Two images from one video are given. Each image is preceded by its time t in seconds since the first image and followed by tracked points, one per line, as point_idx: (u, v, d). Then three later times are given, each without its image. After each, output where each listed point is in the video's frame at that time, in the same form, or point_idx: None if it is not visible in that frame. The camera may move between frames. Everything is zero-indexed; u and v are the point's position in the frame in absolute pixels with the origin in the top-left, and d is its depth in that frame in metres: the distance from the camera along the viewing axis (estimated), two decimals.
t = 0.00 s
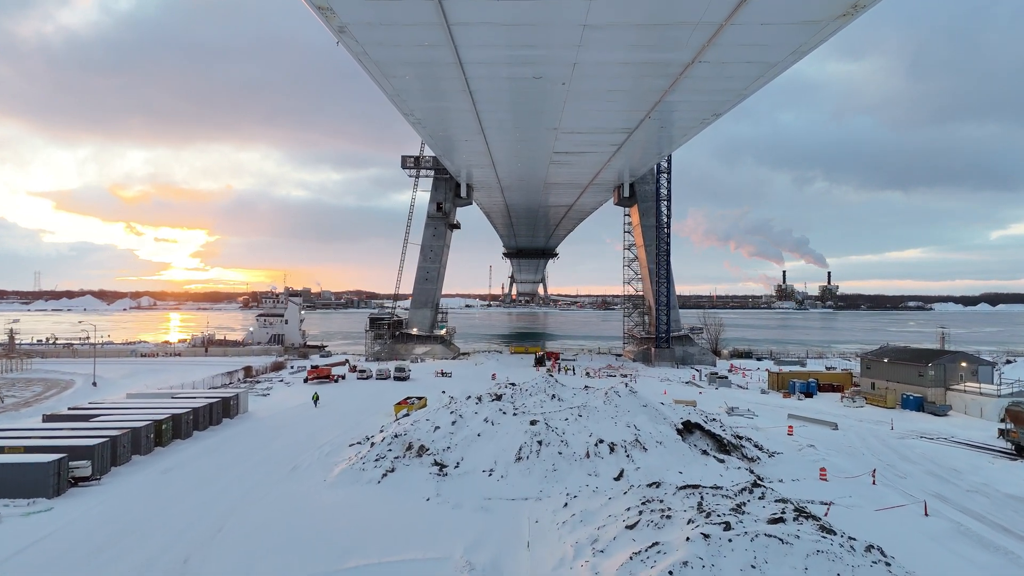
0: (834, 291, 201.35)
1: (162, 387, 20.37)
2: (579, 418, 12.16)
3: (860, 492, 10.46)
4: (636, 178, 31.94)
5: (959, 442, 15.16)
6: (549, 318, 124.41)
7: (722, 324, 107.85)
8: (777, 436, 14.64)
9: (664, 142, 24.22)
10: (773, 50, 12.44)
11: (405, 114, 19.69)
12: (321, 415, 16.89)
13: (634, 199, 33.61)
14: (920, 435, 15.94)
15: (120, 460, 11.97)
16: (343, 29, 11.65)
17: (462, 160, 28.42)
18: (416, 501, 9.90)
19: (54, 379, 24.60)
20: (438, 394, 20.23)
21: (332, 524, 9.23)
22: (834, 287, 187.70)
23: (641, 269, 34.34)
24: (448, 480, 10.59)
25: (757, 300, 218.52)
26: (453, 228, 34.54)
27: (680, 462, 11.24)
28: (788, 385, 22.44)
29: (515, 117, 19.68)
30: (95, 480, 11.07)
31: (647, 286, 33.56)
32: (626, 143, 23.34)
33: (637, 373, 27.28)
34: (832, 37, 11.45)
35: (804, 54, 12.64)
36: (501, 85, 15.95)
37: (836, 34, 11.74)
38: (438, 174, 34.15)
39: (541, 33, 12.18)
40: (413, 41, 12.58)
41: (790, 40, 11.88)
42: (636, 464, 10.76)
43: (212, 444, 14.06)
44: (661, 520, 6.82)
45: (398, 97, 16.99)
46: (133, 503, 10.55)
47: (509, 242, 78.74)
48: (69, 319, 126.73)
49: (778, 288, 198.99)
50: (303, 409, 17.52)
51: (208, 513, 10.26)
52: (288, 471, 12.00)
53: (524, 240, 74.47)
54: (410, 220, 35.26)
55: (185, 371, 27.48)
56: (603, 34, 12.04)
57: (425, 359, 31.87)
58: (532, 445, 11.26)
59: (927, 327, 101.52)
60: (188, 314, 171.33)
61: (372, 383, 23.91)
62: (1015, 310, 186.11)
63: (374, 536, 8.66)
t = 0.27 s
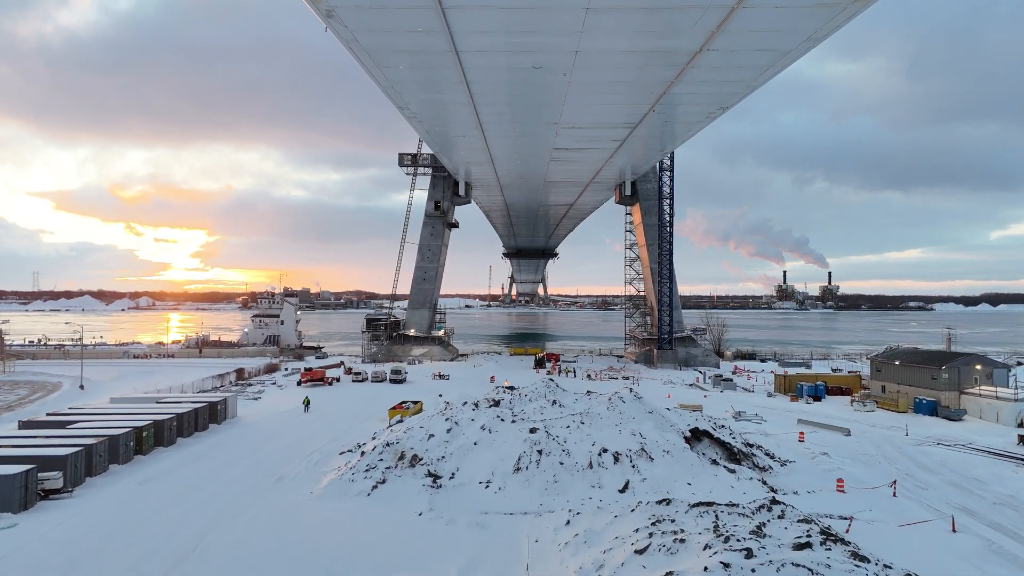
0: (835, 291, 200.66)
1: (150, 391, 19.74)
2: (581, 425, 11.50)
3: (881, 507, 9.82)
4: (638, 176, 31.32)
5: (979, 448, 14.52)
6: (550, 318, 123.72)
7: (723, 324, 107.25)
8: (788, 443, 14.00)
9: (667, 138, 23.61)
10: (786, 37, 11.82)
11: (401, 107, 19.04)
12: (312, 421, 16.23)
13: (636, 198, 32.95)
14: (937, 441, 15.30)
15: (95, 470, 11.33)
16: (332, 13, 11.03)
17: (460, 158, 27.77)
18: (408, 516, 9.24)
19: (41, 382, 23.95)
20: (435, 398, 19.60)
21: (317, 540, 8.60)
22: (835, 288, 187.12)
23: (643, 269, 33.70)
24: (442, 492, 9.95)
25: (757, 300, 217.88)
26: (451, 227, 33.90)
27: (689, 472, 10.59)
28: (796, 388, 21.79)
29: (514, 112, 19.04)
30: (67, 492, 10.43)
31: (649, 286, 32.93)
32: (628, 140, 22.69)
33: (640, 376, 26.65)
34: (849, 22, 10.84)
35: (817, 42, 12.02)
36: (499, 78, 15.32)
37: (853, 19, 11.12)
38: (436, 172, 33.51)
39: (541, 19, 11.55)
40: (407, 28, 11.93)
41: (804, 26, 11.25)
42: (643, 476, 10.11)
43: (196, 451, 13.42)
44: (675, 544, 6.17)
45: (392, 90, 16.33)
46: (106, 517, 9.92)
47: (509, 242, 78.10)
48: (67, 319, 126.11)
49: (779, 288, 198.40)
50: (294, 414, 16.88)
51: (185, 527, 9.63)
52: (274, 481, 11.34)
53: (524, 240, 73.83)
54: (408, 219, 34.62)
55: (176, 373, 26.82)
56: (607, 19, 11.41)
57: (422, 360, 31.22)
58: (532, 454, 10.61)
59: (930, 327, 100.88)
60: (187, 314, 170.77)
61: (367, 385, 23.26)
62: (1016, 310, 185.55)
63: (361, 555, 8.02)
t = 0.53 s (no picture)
0: (836, 291, 199.99)
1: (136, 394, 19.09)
2: (584, 433, 10.85)
3: (906, 523, 9.18)
4: (639, 174, 30.70)
5: (999, 456, 13.88)
6: (550, 319, 122.96)
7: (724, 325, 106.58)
8: (800, 450, 13.36)
9: (670, 134, 22.99)
10: (800, 22, 11.20)
11: (396, 101, 18.38)
12: (302, 427, 15.54)
13: (638, 196, 32.26)
14: (954, 447, 14.65)
15: (68, 481, 10.69)
16: None
17: (458, 155, 27.13)
18: (399, 533, 8.59)
19: (27, 385, 23.29)
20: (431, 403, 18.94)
21: (298, 558, 7.95)
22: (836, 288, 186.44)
23: (645, 268, 33.06)
24: (436, 507, 9.29)
25: (758, 301, 217.18)
26: (449, 226, 33.25)
27: (699, 484, 9.94)
28: (804, 392, 21.11)
29: (514, 106, 18.39)
30: (36, 506, 9.79)
31: (651, 286, 32.29)
32: (630, 136, 22.04)
33: (642, 378, 26.00)
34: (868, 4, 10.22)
35: (832, 27, 11.40)
36: (498, 69, 14.66)
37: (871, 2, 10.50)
38: (434, 170, 32.87)
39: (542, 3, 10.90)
40: (399, 12, 11.25)
41: (820, 10, 10.63)
42: (650, 489, 9.49)
43: (178, 460, 12.78)
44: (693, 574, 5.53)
45: (387, 82, 15.64)
46: (75, 531, 9.28)
47: (509, 242, 77.44)
48: (65, 319, 125.47)
49: (780, 289, 197.73)
50: (284, 419, 16.23)
51: (159, 541, 8.99)
52: (257, 493, 10.66)
53: (524, 239, 73.18)
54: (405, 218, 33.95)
55: (167, 376, 26.16)
56: (611, 3, 10.78)
57: (420, 362, 30.54)
58: (531, 465, 9.96)
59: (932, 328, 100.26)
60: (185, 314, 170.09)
61: (362, 389, 22.58)
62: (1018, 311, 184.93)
63: None
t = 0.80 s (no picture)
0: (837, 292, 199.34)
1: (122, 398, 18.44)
2: (587, 442, 10.20)
3: (934, 541, 8.54)
4: (641, 171, 30.04)
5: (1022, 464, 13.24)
6: (550, 319, 122.24)
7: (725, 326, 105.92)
8: (813, 458, 12.72)
9: (673, 130, 22.34)
10: (817, 6, 10.56)
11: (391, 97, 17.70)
12: (292, 435, 14.89)
13: (640, 194, 31.61)
14: (974, 454, 14.00)
15: (39, 493, 10.07)
16: None
17: (456, 153, 26.45)
18: (388, 552, 7.93)
19: (12, 388, 22.64)
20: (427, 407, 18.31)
21: None
22: (837, 288, 185.79)
23: (647, 268, 32.45)
24: (428, 523, 8.64)
25: (759, 301, 216.52)
26: (447, 225, 32.59)
27: (710, 497, 9.29)
28: (812, 395, 20.48)
29: (513, 104, 17.73)
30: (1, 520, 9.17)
31: (653, 287, 31.68)
32: (632, 132, 21.40)
33: (645, 381, 25.36)
34: None
35: (851, 10, 10.76)
36: (495, 63, 14.02)
37: None
38: (432, 168, 32.20)
39: None
40: None
41: None
42: (659, 503, 8.83)
43: (159, 469, 12.15)
44: None
45: (380, 77, 14.90)
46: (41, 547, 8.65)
47: (509, 242, 76.79)
48: (63, 319, 124.83)
49: (781, 289, 197.08)
50: (274, 425, 15.60)
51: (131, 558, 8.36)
52: (238, 506, 10.03)
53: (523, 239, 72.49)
54: (402, 217, 33.23)
55: (157, 378, 25.51)
56: None
57: (417, 364, 29.90)
58: (531, 477, 9.31)
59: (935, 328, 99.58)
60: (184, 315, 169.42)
61: (357, 392, 21.94)
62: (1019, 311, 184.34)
63: None
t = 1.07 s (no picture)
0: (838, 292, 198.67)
1: (107, 403, 17.79)
2: (591, 453, 9.56)
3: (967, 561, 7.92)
4: (644, 169, 29.39)
5: None
6: (550, 320, 121.48)
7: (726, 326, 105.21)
8: (829, 468, 12.08)
9: (677, 126, 21.71)
10: None
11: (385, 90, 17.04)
12: (281, 442, 14.23)
13: (642, 192, 30.97)
14: (996, 462, 13.37)
15: (5, 507, 9.42)
16: None
17: (454, 151, 25.79)
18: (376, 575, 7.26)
19: None
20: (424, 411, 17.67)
21: None
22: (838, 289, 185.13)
23: (650, 268, 31.82)
24: (420, 542, 7.97)
25: (759, 301, 215.83)
26: (445, 224, 31.93)
27: (724, 513, 8.64)
28: (821, 399, 19.82)
29: (513, 98, 17.06)
30: None
31: (656, 287, 31.03)
32: (635, 129, 20.75)
33: (648, 384, 24.71)
34: None
35: None
36: (493, 52, 13.36)
37: None
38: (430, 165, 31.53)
39: None
40: None
41: None
42: (669, 520, 8.18)
43: (139, 480, 11.50)
44: None
45: (374, 67, 14.27)
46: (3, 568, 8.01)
47: (509, 242, 76.10)
48: (60, 320, 124.09)
49: (782, 289, 196.39)
50: (263, 432, 14.97)
51: None
52: (218, 522, 9.36)
53: (523, 238, 71.80)
54: (399, 216, 32.59)
55: (147, 381, 24.84)
56: None
57: (414, 366, 29.23)
58: (531, 491, 8.65)
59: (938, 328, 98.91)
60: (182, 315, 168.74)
61: (351, 395, 21.27)
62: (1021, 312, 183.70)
63: None
